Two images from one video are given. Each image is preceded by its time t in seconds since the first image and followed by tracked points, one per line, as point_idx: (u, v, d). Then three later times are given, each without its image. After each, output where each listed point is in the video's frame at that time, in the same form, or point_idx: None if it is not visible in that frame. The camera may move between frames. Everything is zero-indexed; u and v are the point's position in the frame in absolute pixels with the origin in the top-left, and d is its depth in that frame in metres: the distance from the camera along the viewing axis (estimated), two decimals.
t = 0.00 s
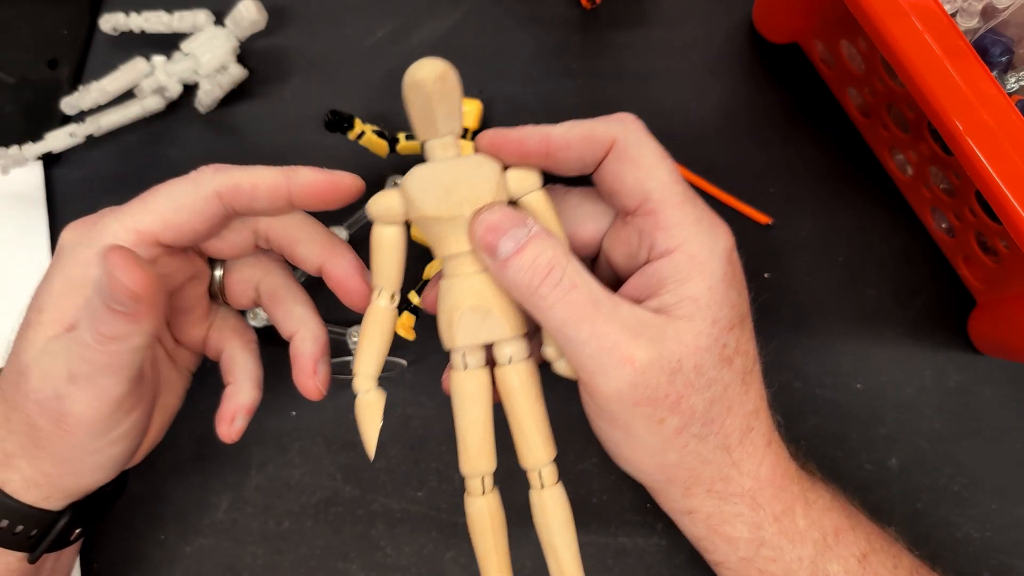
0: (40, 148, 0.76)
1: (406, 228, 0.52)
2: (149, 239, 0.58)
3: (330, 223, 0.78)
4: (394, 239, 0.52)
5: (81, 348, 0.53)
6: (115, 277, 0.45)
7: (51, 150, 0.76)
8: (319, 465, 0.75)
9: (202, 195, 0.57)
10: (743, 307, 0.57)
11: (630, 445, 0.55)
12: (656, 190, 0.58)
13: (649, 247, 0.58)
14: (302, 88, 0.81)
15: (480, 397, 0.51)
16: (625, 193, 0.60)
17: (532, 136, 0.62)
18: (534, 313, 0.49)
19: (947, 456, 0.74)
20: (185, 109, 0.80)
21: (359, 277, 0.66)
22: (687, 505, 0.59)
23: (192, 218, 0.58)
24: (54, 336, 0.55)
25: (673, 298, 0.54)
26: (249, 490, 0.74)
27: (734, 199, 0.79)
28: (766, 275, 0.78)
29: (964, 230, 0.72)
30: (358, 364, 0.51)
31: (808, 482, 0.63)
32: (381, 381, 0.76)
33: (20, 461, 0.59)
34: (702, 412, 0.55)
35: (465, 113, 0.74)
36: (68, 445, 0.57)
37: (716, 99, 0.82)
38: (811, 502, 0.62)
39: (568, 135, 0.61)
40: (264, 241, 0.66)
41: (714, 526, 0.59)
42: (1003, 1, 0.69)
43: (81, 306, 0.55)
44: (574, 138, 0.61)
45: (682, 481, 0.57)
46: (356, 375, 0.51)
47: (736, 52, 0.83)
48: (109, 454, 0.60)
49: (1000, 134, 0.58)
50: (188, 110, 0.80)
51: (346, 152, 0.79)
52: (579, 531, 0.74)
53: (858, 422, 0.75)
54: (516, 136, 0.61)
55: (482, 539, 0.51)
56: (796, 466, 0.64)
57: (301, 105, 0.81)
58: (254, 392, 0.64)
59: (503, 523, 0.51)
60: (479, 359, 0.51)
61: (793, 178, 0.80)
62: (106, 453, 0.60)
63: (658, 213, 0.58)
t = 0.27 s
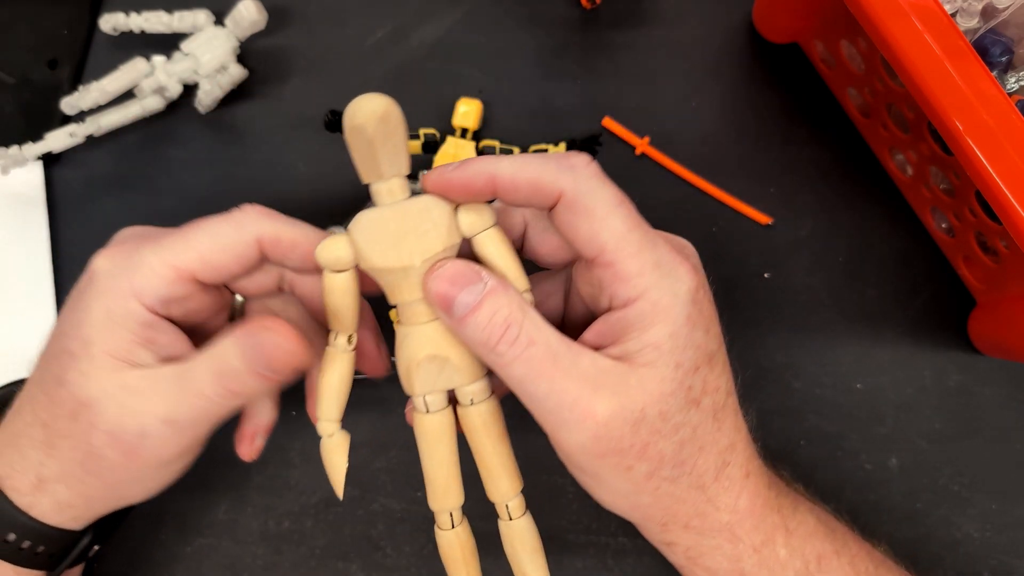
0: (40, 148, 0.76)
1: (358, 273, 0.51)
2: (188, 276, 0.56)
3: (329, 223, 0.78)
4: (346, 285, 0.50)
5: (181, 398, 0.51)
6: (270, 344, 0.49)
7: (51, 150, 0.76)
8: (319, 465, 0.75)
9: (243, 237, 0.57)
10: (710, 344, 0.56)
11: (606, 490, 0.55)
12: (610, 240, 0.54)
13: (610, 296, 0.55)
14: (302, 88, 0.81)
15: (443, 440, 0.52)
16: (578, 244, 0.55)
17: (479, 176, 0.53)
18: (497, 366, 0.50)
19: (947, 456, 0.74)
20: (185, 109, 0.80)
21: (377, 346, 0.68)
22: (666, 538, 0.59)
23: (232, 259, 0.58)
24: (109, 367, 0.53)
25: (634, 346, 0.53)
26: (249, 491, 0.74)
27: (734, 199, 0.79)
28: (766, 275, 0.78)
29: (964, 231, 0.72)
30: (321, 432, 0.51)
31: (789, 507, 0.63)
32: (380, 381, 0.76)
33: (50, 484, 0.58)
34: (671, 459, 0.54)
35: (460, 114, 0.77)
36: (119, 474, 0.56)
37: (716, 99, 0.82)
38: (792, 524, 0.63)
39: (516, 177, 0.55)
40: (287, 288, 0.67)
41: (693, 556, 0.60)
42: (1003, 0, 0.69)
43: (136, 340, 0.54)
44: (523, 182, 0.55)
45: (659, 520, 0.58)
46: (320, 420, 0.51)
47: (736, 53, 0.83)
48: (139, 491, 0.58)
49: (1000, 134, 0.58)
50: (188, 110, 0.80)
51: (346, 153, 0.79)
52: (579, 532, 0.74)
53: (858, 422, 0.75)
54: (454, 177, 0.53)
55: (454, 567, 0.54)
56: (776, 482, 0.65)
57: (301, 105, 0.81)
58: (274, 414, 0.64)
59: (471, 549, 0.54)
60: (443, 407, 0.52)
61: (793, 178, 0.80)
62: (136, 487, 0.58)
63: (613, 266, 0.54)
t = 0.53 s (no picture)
0: (40, 148, 0.76)
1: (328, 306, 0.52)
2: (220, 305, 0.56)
3: (329, 223, 0.78)
4: (314, 318, 0.52)
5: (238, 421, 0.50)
6: (330, 355, 0.49)
7: (51, 150, 0.76)
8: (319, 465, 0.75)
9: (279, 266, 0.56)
10: (677, 378, 0.55)
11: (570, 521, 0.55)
12: (572, 279, 0.52)
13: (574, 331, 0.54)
14: (303, 88, 0.81)
15: (416, 472, 0.52)
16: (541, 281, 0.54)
17: (447, 210, 0.52)
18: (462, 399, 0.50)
19: (947, 456, 0.74)
20: (185, 109, 0.80)
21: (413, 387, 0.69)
22: (631, 566, 0.59)
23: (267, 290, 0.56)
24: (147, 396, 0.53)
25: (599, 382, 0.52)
26: (249, 491, 0.74)
27: (734, 199, 0.79)
28: (766, 275, 0.78)
29: (964, 231, 0.72)
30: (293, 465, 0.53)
31: (761, 536, 0.63)
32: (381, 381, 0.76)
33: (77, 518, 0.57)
34: (633, 493, 0.53)
35: (460, 114, 0.77)
36: (155, 503, 0.54)
37: (716, 99, 0.82)
38: (766, 545, 0.63)
39: (481, 212, 0.53)
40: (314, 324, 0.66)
41: None
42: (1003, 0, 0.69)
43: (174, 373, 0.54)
44: (488, 217, 0.53)
45: (623, 550, 0.57)
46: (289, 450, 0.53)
47: (736, 52, 0.83)
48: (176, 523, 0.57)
49: (1000, 134, 0.58)
50: (188, 110, 0.80)
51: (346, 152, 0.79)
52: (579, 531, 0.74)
53: (858, 422, 0.75)
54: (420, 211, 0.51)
55: None
56: (752, 502, 0.65)
57: (301, 105, 0.81)
58: (367, 417, 0.67)
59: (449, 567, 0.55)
60: (412, 440, 0.52)
61: (793, 178, 0.80)
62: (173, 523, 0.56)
63: (578, 304, 0.52)
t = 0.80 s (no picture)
0: (40, 148, 0.76)
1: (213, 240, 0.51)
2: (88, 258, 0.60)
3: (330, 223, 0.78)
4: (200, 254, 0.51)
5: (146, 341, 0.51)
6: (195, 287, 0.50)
7: (51, 150, 0.77)
8: (319, 465, 0.75)
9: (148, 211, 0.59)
10: (716, 360, 0.55)
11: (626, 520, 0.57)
12: (602, 277, 0.52)
13: (614, 327, 0.54)
14: (302, 87, 0.81)
15: (336, 405, 0.51)
16: (570, 280, 0.54)
17: (459, 190, 0.56)
18: (527, 418, 0.48)
19: (947, 456, 0.74)
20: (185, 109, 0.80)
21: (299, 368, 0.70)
22: (670, 548, 0.61)
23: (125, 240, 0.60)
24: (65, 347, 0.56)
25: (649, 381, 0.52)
26: (249, 491, 0.74)
27: (734, 199, 0.79)
28: (766, 274, 0.78)
29: (964, 231, 0.72)
30: (183, 397, 0.55)
31: (793, 515, 0.63)
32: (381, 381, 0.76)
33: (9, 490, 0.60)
34: (685, 488, 0.54)
35: (460, 114, 0.77)
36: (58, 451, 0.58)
37: (716, 98, 0.82)
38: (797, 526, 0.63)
39: (497, 202, 0.55)
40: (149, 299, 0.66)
41: (694, 566, 0.61)
42: (1003, 0, 0.69)
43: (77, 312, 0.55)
44: (506, 208, 0.55)
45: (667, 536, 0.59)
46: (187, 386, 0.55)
47: (736, 52, 0.83)
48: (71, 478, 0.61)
49: (1000, 135, 0.58)
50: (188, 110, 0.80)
51: (346, 152, 0.79)
52: (579, 532, 0.74)
53: (859, 422, 0.75)
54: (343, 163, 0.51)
55: (376, 524, 0.55)
56: (783, 482, 0.65)
57: (301, 105, 0.81)
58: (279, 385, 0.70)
59: (391, 512, 0.54)
60: (325, 376, 0.51)
61: (793, 178, 0.80)
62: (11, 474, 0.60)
63: (613, 300, 0.53)
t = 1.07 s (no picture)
0: (40, 148, 0.75)
1: None
2: None
3: (330, 223, 0.78)
4: None
5: None
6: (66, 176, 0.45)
7: (51, 150, 0.75)
8: (319, 465, 0.75)
9: None
10: (736, 348, 0.56)
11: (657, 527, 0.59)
12: (638, 276, 0.53)
13: (640, 327, 0.55)
14: (303, 87, 0.81)
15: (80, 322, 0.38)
16: (603, 275, 0.54)
17: (494, 189, 0.55)
18: (583, 446, 0.47)
19: (947, 456, 0.74)
20: (185, 109, 0.80)
21: None
22: (691, 545, 0.63)
23: None
24: None
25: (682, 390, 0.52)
26: (249, 491, 0.74)
27: (734, 199, 0.79)
28: (767, 274, 0.78)
29: (964, 230, 0.72)
30: None
31: (811, 505, 0.64)
32: (381, 381, 0.76)
33: None
34: (720, 496, 0.56)
35: (460, 114, 0.77)
36: None
37: (717, 98, 0.82)
38: (812, 519, 0.64)
39: (534, 197, 0.55)
40: None
41: (715, 561, 0.64)
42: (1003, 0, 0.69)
43: None
44: (542, 200, 0.55)
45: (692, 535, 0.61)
46: None
47: (736, 52, 0.83)
48: None
49: (1000, 134, 0.58)
50: (188, 110, 0.80)
51: (346, 152, 0.79)
52: (579, 532, 0.74)
53: (859, 422, 0.75)
54: None
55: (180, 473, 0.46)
56: (797, 475, 0.66)
57: (302, 105, 0.81)
58: None
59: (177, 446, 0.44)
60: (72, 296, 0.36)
61: (794, 178, 0.80)
62: None
63: (643, 297, 0.53)
